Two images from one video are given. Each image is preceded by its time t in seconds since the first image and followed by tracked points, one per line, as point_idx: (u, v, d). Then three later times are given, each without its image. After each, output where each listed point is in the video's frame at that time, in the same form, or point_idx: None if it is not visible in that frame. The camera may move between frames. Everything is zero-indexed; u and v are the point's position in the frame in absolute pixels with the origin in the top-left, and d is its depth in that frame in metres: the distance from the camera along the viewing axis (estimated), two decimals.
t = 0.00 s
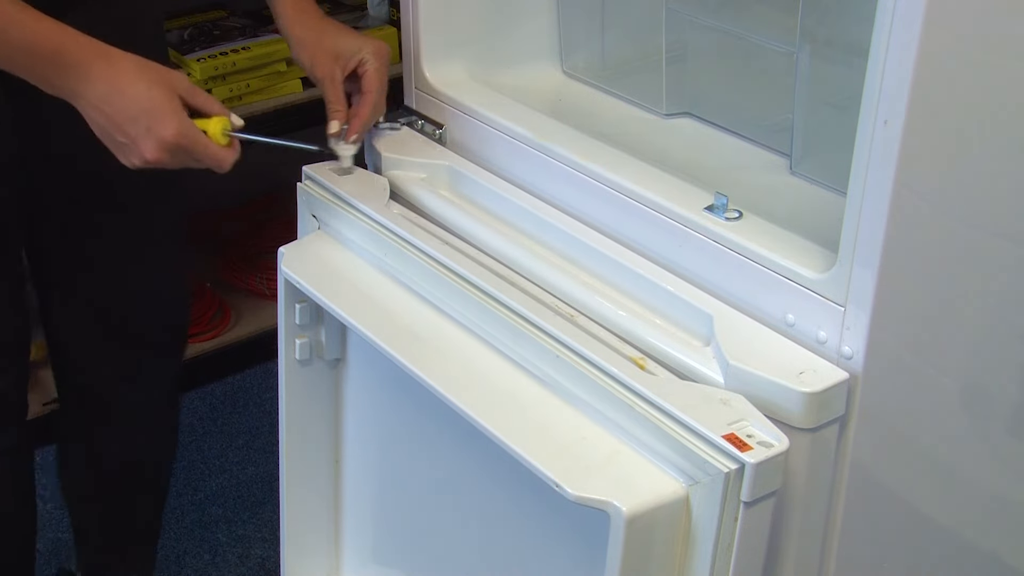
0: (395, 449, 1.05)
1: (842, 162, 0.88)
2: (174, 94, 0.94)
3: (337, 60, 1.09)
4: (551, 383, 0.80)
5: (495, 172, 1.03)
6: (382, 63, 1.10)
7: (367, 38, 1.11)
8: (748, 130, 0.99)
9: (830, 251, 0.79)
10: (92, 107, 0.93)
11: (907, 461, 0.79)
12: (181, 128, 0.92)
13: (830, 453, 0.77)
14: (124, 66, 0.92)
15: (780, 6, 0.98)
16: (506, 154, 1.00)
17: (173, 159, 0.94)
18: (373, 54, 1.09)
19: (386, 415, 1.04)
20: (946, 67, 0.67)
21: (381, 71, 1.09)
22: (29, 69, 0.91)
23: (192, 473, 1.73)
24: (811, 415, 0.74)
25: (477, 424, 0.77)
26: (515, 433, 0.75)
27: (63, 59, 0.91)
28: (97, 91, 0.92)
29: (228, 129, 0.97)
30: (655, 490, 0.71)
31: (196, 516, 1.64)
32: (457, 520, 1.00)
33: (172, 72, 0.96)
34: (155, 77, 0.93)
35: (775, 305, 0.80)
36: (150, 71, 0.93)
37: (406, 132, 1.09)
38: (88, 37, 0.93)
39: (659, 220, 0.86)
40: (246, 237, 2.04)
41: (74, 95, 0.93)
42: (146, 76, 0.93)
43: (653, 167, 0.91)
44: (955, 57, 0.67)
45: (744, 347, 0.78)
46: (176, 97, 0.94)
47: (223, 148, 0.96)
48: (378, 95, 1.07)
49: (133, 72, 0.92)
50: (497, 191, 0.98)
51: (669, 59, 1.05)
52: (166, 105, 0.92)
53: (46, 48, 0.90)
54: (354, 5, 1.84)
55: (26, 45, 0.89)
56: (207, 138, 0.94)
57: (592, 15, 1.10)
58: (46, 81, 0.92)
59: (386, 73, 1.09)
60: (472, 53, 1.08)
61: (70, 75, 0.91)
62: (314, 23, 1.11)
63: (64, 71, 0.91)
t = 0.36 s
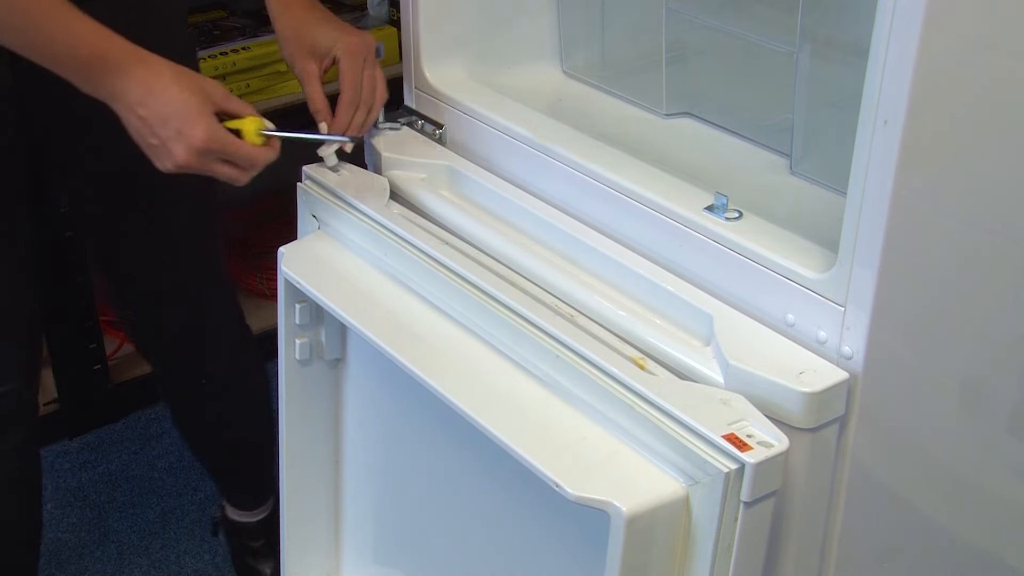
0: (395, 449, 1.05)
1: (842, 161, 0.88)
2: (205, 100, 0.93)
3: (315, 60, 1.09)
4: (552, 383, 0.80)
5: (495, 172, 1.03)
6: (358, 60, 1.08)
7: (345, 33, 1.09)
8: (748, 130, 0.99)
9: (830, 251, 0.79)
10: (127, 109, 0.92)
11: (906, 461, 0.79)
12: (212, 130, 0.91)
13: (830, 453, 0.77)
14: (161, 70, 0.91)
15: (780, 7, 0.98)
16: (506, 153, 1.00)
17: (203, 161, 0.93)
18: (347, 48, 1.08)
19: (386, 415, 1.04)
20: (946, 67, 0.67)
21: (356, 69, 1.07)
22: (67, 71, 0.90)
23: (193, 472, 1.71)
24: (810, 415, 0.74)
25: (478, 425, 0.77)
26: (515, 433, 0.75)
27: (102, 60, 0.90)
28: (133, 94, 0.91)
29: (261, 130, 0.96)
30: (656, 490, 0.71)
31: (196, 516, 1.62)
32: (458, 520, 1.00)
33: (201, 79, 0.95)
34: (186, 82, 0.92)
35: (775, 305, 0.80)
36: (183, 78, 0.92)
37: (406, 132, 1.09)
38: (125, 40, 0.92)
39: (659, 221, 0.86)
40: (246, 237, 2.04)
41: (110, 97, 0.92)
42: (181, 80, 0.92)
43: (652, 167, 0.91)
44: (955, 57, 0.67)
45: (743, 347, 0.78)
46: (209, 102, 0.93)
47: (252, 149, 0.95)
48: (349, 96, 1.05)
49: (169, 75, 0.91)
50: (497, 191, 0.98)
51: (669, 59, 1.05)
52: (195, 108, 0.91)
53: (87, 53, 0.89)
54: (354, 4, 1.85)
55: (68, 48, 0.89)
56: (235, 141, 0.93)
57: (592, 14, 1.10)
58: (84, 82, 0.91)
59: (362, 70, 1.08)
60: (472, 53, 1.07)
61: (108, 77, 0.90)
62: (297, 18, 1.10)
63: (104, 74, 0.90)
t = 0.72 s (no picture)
0: (395, 449, 1.05)
1: (841, 162, 0.88)
2: (267, 107, 0.98)
3: (337, 72, 1.07)
4: (552, 383, 0.80)
5: (495, 172, 1.03)
6: (369, 85, 1.04)
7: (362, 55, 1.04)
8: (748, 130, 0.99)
9: (829, 251, 0.79)
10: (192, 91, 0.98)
11: (905, 460, 0.80)
12: (259, 136, 0.97)
13: (830, 453, 0.77)
14: (238, 71, 0.97)
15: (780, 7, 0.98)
16: (507, 153, 1.00)
17: (243, 160, 0.99)
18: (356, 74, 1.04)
19: (386, 415, 1.04)
20: (945, 67, 0.67)
21: (364, 94, 1.04)
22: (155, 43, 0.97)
23: (192, 473, 1.71)
24: (810, 415, 0.74)
25: (478, 424, 0.77)
26: (516, 433, 0.75)
27: (185, 47, 0.96)
28: (207, 85, 0.97)
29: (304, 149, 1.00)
30: (655, 490, 0.71)
31: (196, 517, 1.62)
32: (458, 520, 1.00)
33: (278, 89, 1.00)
34: (256, 88, 0.97)
35: (774, 305, 0.80)
36: (258, 83, 0.98)
37: (406, 132, 1.09)
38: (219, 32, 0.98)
39: (659, 221, 0.86)
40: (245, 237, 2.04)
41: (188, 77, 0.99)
42: (252, 84, 0.97)
43: (653, 167, 0.91)
44: (955, 57, 0.67)
45: (743, 347, 0.78)
46: (270, 111, 0.99)
47: (292, 166, 0.99)
48: (350, 122, 1.04)
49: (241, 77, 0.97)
50: (497, 191, 0.98)
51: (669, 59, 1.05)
52: (253, 115, 0.97)
53: (180, 42, 0.95)
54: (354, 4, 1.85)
55: (161, 33, 0.95)
56: (277, 152, 0.98)
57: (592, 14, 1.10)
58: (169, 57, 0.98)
59: (371, 95, 1.04)
60: (472, 53, 1.08)
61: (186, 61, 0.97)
62: (338, 23, 1.07)
63: (187, 60, 0.97)
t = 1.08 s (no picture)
0: (396, 449, 1.05)
1: (842, 162, 0.88)
2: (276, 95, 1.02)
3: (342, 73, 1.05)
4: (553, 383, 0.80)
5: (495, 172, 1.03)
6: (366, 93, 1.02)
7: (361, 62, 1.02)
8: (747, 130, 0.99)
9: (829, 252, 0.79)
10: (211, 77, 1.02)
11: (905, 461, 0.79)
12: (267, 119, 0.99)
13: (830, 454, 0.77)
14: (253, 60, 1.01)
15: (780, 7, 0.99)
16: (507, 153, 1.00)
17: (252, 145, 1.01)
18: (354, 83, 1.02)
19: (387, 415, 1.04)
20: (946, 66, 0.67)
21: (360, 103, 1.03)
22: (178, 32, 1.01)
23: (191, 473, 1.71)
24: (810, 415, 0.74)
25: (479, 423, 0.77)
26: (516, 432, 0.75)
27: (205, 34, 1.00)
28: (224, 72, 1.01)
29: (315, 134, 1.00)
30: (655, 489, 0.71)
31: (196, 516, 1.62)
32: (458, 520, 1.00)
33: (290, 82, 1.04)
34: (267, 77, 1.01)
35: (775, 305, 0.80)
36: (270, 74, 1.02)
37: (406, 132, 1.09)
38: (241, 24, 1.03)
39: (659, 220, 0.86)
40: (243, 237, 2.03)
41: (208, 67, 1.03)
42: (264, 72, 1.01)
43: (653, 167, 0.91)
44: (956, 58, 0.67)
45: (742, 347, 0.78)
46: (279, 99, 1.02)
47: (296, 148, 0.99)
48: (344, 128, 1.03)
49: (255, 65, 1.01)
50: (498, 191, 0.98)
51: (669, 59, 1.05)
52: (261, 99, 1.00)
53: (203, 29, 0.99)
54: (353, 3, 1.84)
55: (186, 21, 0.99)
56: (282, 135, 0.99)
57: (593, 14, 1.10)
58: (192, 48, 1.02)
59: (367, 105, 1.03)
60: (472, 53, 1.08)
61: (206, 50, 1.01)
62: (348, 19, 1.05)
63: (207, 48, 1.01)
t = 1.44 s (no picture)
0: (396, 449, 1.05)
1: (841, 162, 0.88)
2: (279, 99, 1.01)
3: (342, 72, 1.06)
4: (552, 382, 0.80)
5: (495, 172, 1.03)
6: (369, 87, 1.03)
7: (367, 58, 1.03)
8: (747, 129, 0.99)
9: (829, 252, 0.79)
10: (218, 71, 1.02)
11: (904, 460, 0.79)
12: (264, 122, 0.99)
13: (830, 453, 0.77)
14: (259, 60, 1.01)
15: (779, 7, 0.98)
16: (506, 153, 1.00)
17: (246, 144, 1.01)
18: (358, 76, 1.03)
19: (387, 415, 1.04)
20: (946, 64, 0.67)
21: (363, 94, 1.03)
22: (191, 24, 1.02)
23: (191, 473, 1.71)
24: (810, 415, 0.73)
25: (478, 421, 0.77)
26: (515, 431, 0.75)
27: (214, 29, 1.00)
28: (230, 69, 1.02)
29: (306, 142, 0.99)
30: (654, 488, 0.71)
31: (196, 516, 1.62)
32: (458, 520, 1.00)
33: (297, 86, 1.03)
34: (272, 78, 1.01)
35: (775, 305, 0.80)
36: (276, 76, 1.02)
37: (406, 132, 1.09)
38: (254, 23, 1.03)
39: (659, 219, 0.86)
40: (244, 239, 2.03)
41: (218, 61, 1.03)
42: (269, 74, 1.01)
43: (653, 167, 0.91)
44: (956, 57, 0.67)
45: (742, 347, 0.77)
46: (281, 102, 1.01)
47: (287, 156, 0.99)
48: (347, 120, 1.03)
49: (260, 66, 1.01)
50: (498, 191, 0.98)
51: (669, 59, 1.05)
52: (260, 101, 1.00)
53: (211, 23, 1.00)
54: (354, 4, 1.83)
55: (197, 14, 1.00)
56: (275, 140, 0.99)
57: (593, 14, 1.10)
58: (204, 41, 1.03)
59: (371, 96, 1.03)
60: (472, 53, 1.08)
61: (215, 45, 1.02)
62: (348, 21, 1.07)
63: (216, 44, 1.01)
